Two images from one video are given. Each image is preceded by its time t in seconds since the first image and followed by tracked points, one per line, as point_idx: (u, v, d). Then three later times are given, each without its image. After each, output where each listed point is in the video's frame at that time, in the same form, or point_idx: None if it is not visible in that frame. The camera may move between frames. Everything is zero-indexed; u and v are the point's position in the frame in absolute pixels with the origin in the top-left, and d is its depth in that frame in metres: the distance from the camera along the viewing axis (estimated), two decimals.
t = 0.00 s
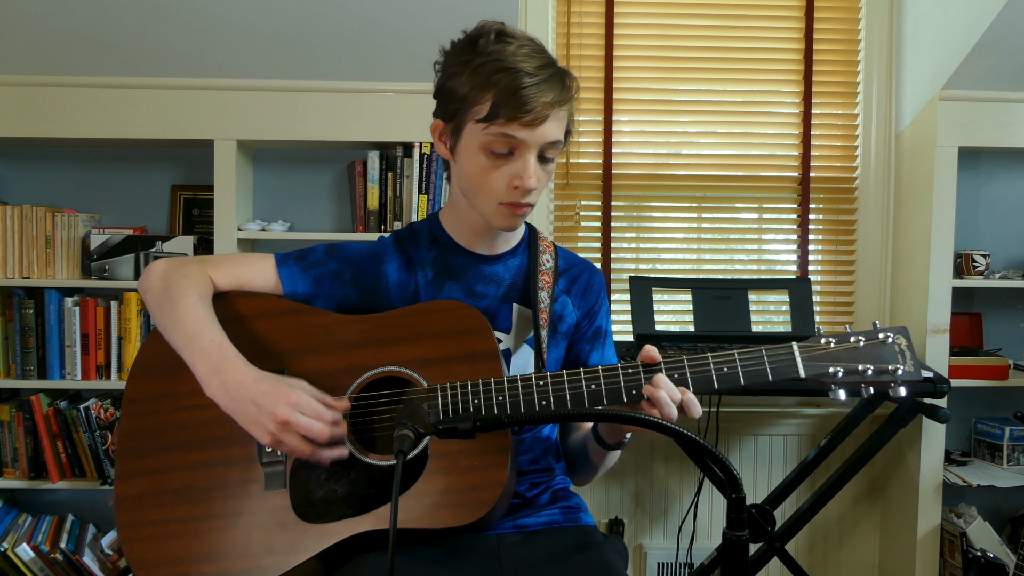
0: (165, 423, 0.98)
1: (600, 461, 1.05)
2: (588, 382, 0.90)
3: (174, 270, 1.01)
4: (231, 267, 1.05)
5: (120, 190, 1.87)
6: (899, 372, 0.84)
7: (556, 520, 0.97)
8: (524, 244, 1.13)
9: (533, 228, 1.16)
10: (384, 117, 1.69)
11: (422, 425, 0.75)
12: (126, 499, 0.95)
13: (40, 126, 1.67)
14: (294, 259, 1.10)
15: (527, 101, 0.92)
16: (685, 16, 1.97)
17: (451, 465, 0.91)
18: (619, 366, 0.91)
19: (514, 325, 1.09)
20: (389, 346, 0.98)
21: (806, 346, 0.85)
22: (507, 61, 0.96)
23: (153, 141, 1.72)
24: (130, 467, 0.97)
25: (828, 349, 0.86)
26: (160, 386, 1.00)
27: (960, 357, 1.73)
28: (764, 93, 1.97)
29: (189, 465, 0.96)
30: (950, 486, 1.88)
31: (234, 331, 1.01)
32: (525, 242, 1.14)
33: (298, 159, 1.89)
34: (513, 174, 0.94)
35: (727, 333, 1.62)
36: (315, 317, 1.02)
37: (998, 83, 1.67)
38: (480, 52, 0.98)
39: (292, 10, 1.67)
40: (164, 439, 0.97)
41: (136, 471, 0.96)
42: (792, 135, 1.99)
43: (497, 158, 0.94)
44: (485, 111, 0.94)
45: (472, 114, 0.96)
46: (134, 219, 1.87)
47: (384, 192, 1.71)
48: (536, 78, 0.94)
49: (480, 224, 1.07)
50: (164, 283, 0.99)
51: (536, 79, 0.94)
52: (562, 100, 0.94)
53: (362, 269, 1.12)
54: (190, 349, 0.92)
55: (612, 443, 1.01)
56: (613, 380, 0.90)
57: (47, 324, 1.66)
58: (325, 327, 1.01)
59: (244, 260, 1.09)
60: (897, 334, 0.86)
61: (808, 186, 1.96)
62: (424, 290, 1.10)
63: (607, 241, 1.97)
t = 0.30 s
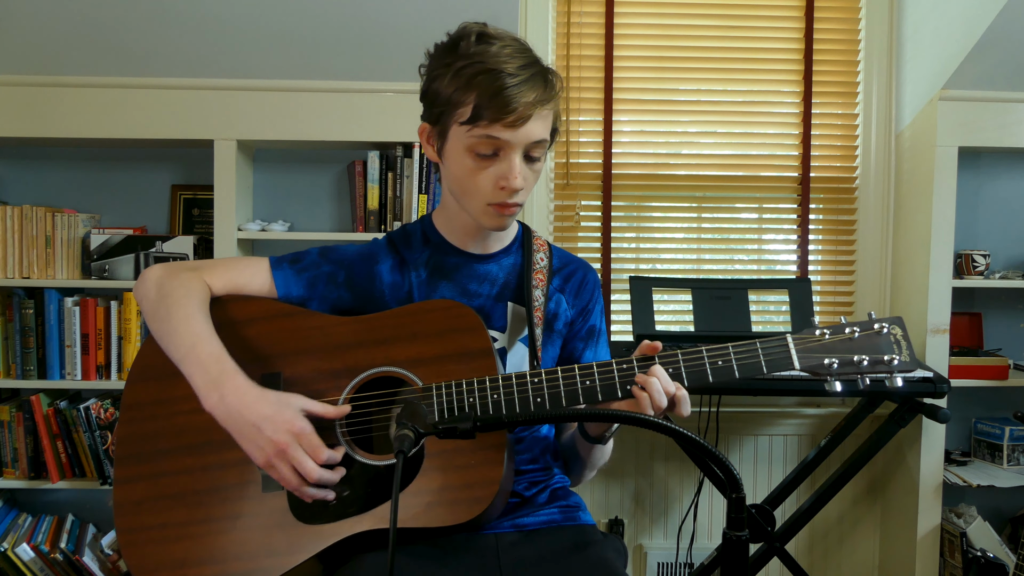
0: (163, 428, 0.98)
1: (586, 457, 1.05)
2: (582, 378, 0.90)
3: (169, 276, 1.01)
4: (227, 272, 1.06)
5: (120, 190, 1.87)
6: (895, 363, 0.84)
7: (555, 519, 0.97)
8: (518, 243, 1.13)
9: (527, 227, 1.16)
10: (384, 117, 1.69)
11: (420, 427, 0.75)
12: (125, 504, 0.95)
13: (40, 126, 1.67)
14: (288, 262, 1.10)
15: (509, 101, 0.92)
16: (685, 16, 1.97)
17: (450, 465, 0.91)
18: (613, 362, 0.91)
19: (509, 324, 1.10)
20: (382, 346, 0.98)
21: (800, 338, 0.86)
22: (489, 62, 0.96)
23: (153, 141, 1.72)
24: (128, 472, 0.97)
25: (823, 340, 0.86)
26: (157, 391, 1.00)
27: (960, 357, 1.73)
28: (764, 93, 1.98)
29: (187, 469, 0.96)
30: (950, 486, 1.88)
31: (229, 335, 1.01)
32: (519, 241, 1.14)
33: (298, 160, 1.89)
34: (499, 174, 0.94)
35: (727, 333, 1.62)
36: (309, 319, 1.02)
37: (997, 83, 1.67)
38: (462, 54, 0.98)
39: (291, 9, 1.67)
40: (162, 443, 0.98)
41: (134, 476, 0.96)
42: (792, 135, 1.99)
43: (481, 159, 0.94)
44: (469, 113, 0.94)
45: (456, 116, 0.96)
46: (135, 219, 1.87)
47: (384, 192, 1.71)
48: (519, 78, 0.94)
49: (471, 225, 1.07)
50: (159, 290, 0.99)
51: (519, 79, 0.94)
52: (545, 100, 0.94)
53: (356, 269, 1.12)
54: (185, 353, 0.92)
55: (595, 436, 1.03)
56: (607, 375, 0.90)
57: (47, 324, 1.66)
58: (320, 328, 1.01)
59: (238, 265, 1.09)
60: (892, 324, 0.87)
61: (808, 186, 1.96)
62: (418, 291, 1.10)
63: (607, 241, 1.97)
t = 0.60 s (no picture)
0: (163, 431, 0.98)
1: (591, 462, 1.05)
2: (578, 376, 0.90)
3: (167, 279, 1.01)
4: (225, 275, 1.06)
5: (120, 190, 1.87)
6: (896, 357, 0.82)
7: (554, 519, 0.97)
8: (517, 242, 1.13)
9: (526, 226, 1.16)
10: (384, 116, 1.69)
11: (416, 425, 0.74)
12: (125, 508, 0.95)
13: (40, 126, 1.67)
14: (286, 263, 1.11)
15: (508, 101, 0.92)
16: (685, 16, 1.97)
17: (450, 464, 0.91)
18: (609, 360, 0.91)
19: (506, 324, 1.09)
20: (379, 346, 0.98)
21: (798, 334, 0.86)
22: (489, 61, 0.96)
23: (152, 141, 1.72)
24: (127, 476, 0.97)
25: (822, 336, 0.86)
26: (156, 394, 1.00)
27: (960, 357, 1.73)
28: (764, 93, 1.97)
29: (186, 471, 0.96)
30: (950, 486, 1.88)
31: (227, 337, 1.01)
32: (517, 240, 1.13)
33: (298, 160, 1.89)
34: (497, 174, 0.94)
35: (727, 333, 1.62)
36: (306, 320, 1.02)
37: (997, 83, 1.68)
38: (462, 53, 0.98)
39: (291, 9, 1.67)
40: (161, 446, 0.98)
41: (134, 480, 0.96)
42: (792, 135, 1.99)
43: (480, 159, 0.94)
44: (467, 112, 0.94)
45: (455, 116, 0.96)
46: (134, 219, 1.87)
47: (384, 192, 1.71)
48: (517, 78, 0.94)
49: (469, 225, 1.07)
50: (158, 293, 1.00)
51: (518, 79, 0.94)
52: (545, 100, 0.94)
53: (353, 269, 1.12)
54: (183, 355, 0.92)
55: (593, 432, 1.03)
56: (603, 373, 0.90)
57: (47, 324, 1.66)
58: (317, 330, 1.01)
59: (236, 267, 1.09)
60: (893, 318, 0.85)
61: (808, 186, 1.96)
62: (415, 290, 1.10)
63: (607, 241, 1.97)
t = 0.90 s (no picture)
0: (164, 429, 0.98)
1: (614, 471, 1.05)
2: (581, 378, 0.90)
3: (169, 277, 1.01)
4: (227, 273, 1.06)
5: (120, 190, 1.87)
6: (898, 363, 0.83)
7: (555, 519, 0.97)
8: (519, 243, 1.13)
9: (528, 228, 1.16)
10: (384, 116, 1.69)
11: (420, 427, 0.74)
12: (126, 506, 0.95)
13: (40, 126, 1.67)
14: (288, 262, 1.11)
15: (514, 103, 0.92)
16: (685, 16, 1.97)
17: (450, 464, 0.91)
18: (612, 362, 0.90)
19: (508, 324, 1.09)
20: (381, 346, 0.98)
21: (801, 338, 0.85)
22: (494, 63, 0.95)
23: (152, 141, 1.72)
24: (128, 475, 0.96)
25: (825, 340, 0.85)
26: (158, 392, 1.00)
27: (960, 357, 1.73)
28: (764, 93, 1.97)
29: (188, 470, 0.96)
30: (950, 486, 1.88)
31: (229, 336, 1.01)
32: (520, 241, 1.14)
33: (298, 160, 1.89)
34: (501, 175, 0.94)
35: (727, 333, 1.62)
36: (308, 320, 1.02)
37: (998, 83, 1.68)
38: (467, 54, 0.98)
39: (291, 9, 1.67)
40: (163, 445, 0.98)
41: (135, 478, 0.96)
42: (792, 135, 1.98)
43: (484, 160, 0.94)
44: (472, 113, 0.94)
45: (459, 117, 0.96)
46: (134, 219, 1.87)
47: (384, 192, 1.71)
48: (523, 80, 0.94)
49: (471, 226, 1.07)
50: (160, 290, 0.99)
51: (523, 81, 0.94)
52: (550, 102, 0.94)
53: (355, 269, 1.12)
54: (185, 353, 0.93)
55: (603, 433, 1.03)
56: (606, 374, 0.89)
57: (47, 325, 1.66)
58: (319, 329, 1.01)
59: (239, 265, 1.09)
60: (896, 323, 0.85)
61: (808, 186, 1.96)
62: (418, 290, 1.10)
63: (607, 241, 1.97)
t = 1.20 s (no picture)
0: (166, 428, 0.98)
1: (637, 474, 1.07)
2: (585, 377, 0.90)
3: (174, 275, 1.02)
4: (230, 271, 1.06)
5: (120, 190, 1.87)
6: (898, 359, 0.82)
7: (557, 519, 0.97)
8: (522, 242, 1.13)
9: (530, 227, 1.16)
10: (384, 116, 1.69)
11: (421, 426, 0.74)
12: (128, 504, 0.95)
13: (40, 126, 1.67)
14: (291, 261, 1.11)
15: (522, 101, 0.92)
16: (685, 16, 1.97)
17: (450, 463, 0.91)
18: (616, 361, 0.90)
19: (511, 323, 1.09)
20: (383, 345, 0.99)
21: (801, 336, 0.85)
22: (502, 61, 0.96)
23: (153, 141, 1.72)
24: (129, 473, 0.96)
25: (825, 338, 0.86)
26: (160, 391, 1.00)
27: (960, 357, 1.73)
28: (764, 93, 1.97)
29: (190, 469, 0.96)
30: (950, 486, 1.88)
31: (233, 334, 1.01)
32: (522, 240, 1.13)
33: (298, 159, 1.89)
34: (507, 173, 0.94)
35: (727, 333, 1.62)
36: (310, 319, 1.02)
37: (998, 83, 1.68)
38: (475, 52, 0.98)
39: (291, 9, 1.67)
40: (165, 443, 0.98)
41: (136, 476, 0.96)
42: (792, 135, 1.99)
43: (490, 157, 0.94)
44: (479, 111, 0.95)
45: (466, 114, 0.96)
46: (135, 219, 1.87)
47: (384, 192, 1.71)
48: (530, 78, 0.94)
49: (475, 224, 1.07)
50: (164, 288, 1.00)
51: (532, 79, 0.94)
52: (558, 101, 0.95)
53: (358, 268, 1.12)
54: (192, 349, 0.93)
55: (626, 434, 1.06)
56: (609, 374, 0.89)
57: (47, 325, 1.66)
58: (322, 328, 1.01)
59: (242, 263, 1.09)
60: (895, 321, 0.85)
61: (808, 186, 1.96)
62: (421, 289, 1.10)
63: (607, 241, 1.97)
